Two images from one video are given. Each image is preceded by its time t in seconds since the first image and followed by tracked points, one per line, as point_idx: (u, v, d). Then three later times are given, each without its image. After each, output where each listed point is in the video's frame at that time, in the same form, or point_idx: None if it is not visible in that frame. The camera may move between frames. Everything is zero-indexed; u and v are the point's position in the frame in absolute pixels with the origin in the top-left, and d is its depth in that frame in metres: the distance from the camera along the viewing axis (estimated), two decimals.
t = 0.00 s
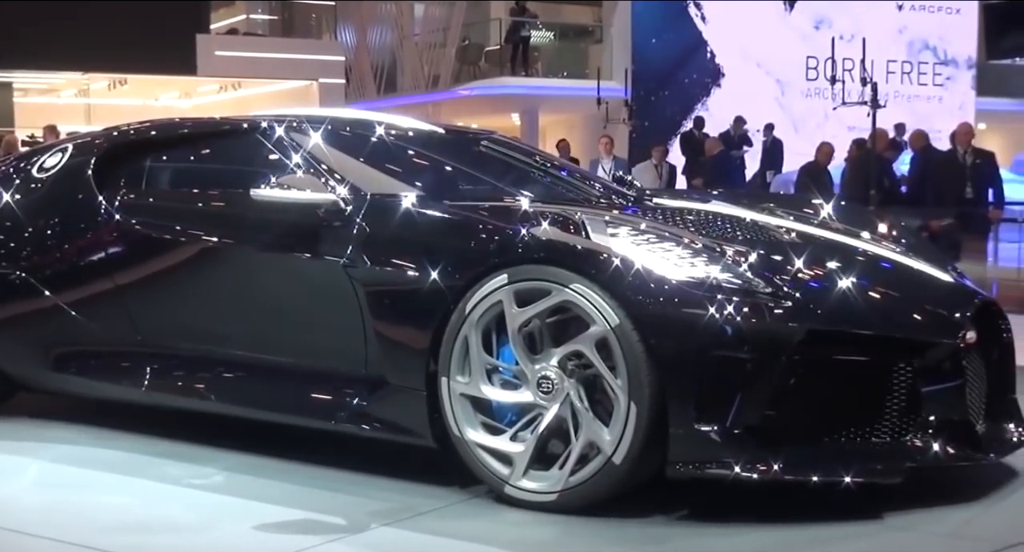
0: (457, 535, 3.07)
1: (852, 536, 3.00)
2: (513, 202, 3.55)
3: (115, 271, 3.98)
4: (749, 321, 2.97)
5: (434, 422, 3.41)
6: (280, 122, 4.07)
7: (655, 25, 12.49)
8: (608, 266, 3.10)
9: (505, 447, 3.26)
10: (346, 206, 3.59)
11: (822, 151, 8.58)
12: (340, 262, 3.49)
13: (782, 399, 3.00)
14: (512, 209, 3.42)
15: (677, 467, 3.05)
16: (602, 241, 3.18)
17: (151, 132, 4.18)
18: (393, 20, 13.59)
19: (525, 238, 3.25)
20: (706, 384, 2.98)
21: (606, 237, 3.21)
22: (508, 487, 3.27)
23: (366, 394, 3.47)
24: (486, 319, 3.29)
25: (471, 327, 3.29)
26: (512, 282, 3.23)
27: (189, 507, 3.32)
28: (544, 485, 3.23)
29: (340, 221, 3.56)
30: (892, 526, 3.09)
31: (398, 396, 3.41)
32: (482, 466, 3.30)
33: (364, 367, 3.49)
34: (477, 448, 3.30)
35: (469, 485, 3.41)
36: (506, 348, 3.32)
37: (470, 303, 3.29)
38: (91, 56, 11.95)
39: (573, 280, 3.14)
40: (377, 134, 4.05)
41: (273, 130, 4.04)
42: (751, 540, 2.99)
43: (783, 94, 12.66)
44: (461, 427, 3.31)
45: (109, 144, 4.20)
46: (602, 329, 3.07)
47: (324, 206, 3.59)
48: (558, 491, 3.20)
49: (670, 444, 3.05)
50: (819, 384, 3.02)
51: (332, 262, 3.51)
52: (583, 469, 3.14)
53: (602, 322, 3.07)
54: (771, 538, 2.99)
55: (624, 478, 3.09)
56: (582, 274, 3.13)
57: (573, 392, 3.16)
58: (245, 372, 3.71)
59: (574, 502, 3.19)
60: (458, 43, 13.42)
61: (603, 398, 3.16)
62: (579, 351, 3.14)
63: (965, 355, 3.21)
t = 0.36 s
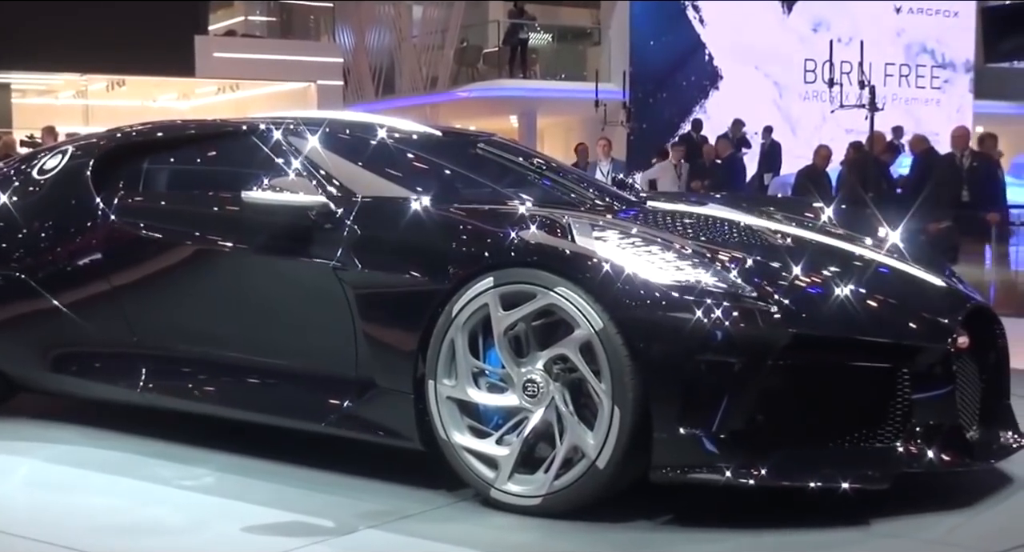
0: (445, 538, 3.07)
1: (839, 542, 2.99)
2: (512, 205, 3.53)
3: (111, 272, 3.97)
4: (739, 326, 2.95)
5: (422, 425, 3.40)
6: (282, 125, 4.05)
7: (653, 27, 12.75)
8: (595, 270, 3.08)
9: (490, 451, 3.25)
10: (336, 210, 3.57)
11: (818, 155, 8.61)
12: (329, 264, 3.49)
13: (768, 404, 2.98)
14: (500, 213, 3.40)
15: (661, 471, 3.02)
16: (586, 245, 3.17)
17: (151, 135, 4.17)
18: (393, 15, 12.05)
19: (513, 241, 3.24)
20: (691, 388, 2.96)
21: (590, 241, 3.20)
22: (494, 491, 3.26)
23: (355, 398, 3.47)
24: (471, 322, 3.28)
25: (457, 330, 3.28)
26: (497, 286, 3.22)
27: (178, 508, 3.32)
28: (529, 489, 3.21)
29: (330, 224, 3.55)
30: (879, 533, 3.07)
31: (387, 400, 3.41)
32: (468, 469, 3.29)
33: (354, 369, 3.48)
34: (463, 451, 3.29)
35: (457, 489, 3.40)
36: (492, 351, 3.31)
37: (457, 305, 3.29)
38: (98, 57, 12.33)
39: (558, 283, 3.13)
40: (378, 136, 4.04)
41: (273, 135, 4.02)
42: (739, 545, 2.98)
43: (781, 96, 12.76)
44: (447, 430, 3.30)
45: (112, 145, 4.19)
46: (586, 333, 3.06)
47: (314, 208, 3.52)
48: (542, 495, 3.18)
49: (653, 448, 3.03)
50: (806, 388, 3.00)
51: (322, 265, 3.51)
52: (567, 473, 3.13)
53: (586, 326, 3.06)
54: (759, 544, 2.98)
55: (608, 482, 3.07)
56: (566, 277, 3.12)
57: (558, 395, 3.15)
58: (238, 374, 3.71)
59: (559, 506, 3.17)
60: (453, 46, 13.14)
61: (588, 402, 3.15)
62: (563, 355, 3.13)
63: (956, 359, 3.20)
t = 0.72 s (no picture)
0: (435, 541, 3.07)
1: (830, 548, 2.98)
2: (515, 210, 3.50)
3: (111, 274, 3.98)
4: (731, 331, 2.94)
5: (412, 427, 3.40)
6: (283, 129, 4.02)
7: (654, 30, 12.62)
8: (584, 274, 3.08)
9: (478, 454, 3.24)
10: (331, 212, 3.58)
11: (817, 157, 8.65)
12: (322, 267, 3.50)
13: (756, 409, 2.97)
14: (491, 216, 3.38)
15: (647, 476, 3.01)
16: (572, 247, 3.17)
17: (155, 136, 4.17)
18: (393, 15, 12.78)
19: (504, 242, 3.24)
20: (679, 393, 2.95)
21: (581, 245, 3.19)
22: (482, 495, 3.25)
23: (347, 400, 3.47)
24: (461, 324, 3.27)
25: (447, 333, 3.28)
26: (486, 288, 3.21)
27: (170, 509, 3.32)
28: (516, 493, 3.21)
29: (324, 226, 3.55)
30: (869, 539, 3.06)
31: (378, 402, 3.41)
32: (456, 472, 3.29)
33: (347, 372, 3.48)
34: (452, 454, 3.28)
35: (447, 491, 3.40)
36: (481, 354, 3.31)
37: (447, 308, 3.28)
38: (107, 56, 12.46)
39: (546, 287, 3.12)
40: (383, 139, 4.06)
41: (274, 139, 3.99)
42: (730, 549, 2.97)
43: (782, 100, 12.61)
44: (437, 433, 3.30)
45: (118, 146, 4.19)
46: (574, 337, 3.05)
47: (308, 210, 3.56)
48: (529, 499, 3.18)
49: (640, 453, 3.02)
50: (795, 392, 2.99)
51: (315, 267, 3.51)
52: (554, 477, 3.12)
53: (573, 330, 3.05)
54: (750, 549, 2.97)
55: (593, 487, 3.06)
56: (553, 280, 3.11)
57: (546, 399, 3.14)
58: (234, 375, 3.71)
59: (546, 510, 3.16)
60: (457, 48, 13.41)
61: (575, 405, 3.14)
62: (550, 358, 3.12)
63: (950, 365, 3.18)
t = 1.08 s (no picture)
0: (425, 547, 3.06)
1: None
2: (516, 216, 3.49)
3: (113, 277, 3.99)
4: (726, 339, 2.90)
5: (404, 432, 3.39)
6: (286, 136, 4.02)
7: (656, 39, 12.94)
8: (578, 282, 3.06)
9: (468, 460, 3.24)
10: (329, 217, 3.59)
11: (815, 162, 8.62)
12: (317, 271, 3.50)
13: (744, 417, 2.95)
14: (487, 221, 3.38)
15: (634, 483, 2.99)
16: (561, 252, 3.16)
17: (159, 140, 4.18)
18: (396, 22, 14.20)
19: (496, 246, 3.22)
20: (670, 400, 2.93)
21: (574, 250, 3.18)
22: (473, 501, 3.24)
23: (340, 405, 3.47)
24: (452, 330, 3.27)
25: (438, 339, 3.27)
26: (476, 294, 3.20)
27: (164, 513, 3.33)
28: (505, 499, 3.19)
29: (321, 231, 3.56)
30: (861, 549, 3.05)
31: (371, 407, 3.40)
32: (447, 478, 3.28)
33: (342, 377, 3.48)
34: (443, 460, 3.28)
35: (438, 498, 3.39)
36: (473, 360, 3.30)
37: (439, 313, 3.27)
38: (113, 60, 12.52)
39: (535, 293, 3.11)
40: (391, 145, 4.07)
41: (278, 146, 3.99)
42: None
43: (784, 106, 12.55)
44: (428, 438, 3.29)
45: (125, 149, 4.20)
46: (563, 343, 3.03)
47: (305, 214, 3.56)
48: (518, 506, 3.16)
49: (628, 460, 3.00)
50: (785, 399, 2.98)
51: (310, 272, 3.52)
52: (543, 484, 3.11)
53: (562, 336, 3.03)
54: None
55: (581, 494, 3.04)
56: (541, 286, 3.10)
57: (536, 405, 3.12)
58: (232, 379, 3.73)
59: (535, 517, 3.15)
60: (460, 54, 12.75)
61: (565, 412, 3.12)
62: (539, 364, 3.11)
63: (946, 375, 3.15)
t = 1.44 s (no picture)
0: None
1: None
2: (510, 222, 3.49)
3: (109, 282, 3.99)
4: (717, 347, 2.89)
5: (392, 439, 3.38)
6: (286, 142, 4.01)
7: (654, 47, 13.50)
8: (569, 289, 3.03)
9: (455, 466, 3.23)
10: (319, 221, 3.59)
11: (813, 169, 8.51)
12: (308, 277, 3.50)
13: (730, 425, 2.93)
14: (478, 227, 3.36)
15: (616, 490, 2.98)
16: (546, 257, 3.14)
17: (156, 144, 4.19)
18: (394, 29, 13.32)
19: (485, 252, 3.20)
20: (656, 407, 2.92)
21: (562, 256, 3.17)
22: (460, 508, 3.24)
23: (331, 411, 3.46)
24: (439, 336, 3.26)
25: (425, 344, 3.26)
26: (462, 299, 3.19)
27: (155, 518, 3.33)
28: (491, 506, 3.19)
29: (312, 236, 3.55)
30: None
31: (359, 413, 3.40)
32: (435, 485, 3.28)
33: (333, 382, 3.48)
34: (430, 466, 3.27)
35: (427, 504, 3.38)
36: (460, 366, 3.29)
37: (426, 319, 3.26)
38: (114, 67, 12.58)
39: (521, 298, 3.09)
40: (394, 151, 4.08)
41: (276, 153, 3.98)
42: None
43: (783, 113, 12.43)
44: (415, 444, 3.29)
45: (126, 154, 4.21)
46: (547, 348, 3.02)
47: (296, 219, 3.57)
48: (504, 512, 3.15)
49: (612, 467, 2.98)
50: (772, 404, 2.97)
51: (301, 278, 3.51)
52: (528, 490, 3.10)
53: (547, 342, 3.02)
54: None
55: (566, 501, 3.03)
56: (526, 292, 3.09)
57: (521, 411, 3.11)
58: (226, 384, 3.73)
59: (520, 524, 3.14)
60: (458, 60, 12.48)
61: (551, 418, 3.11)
62: (524, 370, 3.10)
63: (937, 381, 3.13)
